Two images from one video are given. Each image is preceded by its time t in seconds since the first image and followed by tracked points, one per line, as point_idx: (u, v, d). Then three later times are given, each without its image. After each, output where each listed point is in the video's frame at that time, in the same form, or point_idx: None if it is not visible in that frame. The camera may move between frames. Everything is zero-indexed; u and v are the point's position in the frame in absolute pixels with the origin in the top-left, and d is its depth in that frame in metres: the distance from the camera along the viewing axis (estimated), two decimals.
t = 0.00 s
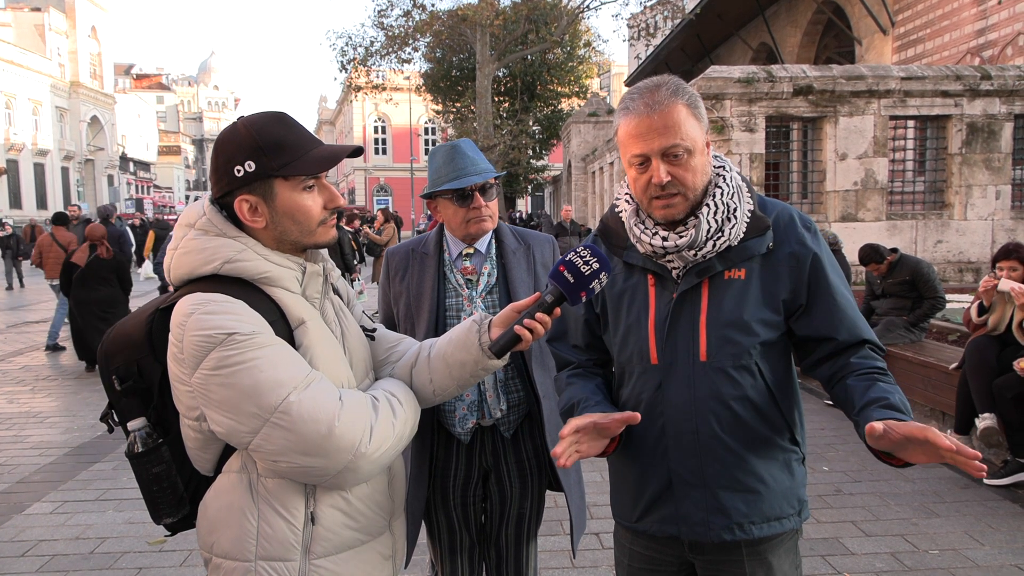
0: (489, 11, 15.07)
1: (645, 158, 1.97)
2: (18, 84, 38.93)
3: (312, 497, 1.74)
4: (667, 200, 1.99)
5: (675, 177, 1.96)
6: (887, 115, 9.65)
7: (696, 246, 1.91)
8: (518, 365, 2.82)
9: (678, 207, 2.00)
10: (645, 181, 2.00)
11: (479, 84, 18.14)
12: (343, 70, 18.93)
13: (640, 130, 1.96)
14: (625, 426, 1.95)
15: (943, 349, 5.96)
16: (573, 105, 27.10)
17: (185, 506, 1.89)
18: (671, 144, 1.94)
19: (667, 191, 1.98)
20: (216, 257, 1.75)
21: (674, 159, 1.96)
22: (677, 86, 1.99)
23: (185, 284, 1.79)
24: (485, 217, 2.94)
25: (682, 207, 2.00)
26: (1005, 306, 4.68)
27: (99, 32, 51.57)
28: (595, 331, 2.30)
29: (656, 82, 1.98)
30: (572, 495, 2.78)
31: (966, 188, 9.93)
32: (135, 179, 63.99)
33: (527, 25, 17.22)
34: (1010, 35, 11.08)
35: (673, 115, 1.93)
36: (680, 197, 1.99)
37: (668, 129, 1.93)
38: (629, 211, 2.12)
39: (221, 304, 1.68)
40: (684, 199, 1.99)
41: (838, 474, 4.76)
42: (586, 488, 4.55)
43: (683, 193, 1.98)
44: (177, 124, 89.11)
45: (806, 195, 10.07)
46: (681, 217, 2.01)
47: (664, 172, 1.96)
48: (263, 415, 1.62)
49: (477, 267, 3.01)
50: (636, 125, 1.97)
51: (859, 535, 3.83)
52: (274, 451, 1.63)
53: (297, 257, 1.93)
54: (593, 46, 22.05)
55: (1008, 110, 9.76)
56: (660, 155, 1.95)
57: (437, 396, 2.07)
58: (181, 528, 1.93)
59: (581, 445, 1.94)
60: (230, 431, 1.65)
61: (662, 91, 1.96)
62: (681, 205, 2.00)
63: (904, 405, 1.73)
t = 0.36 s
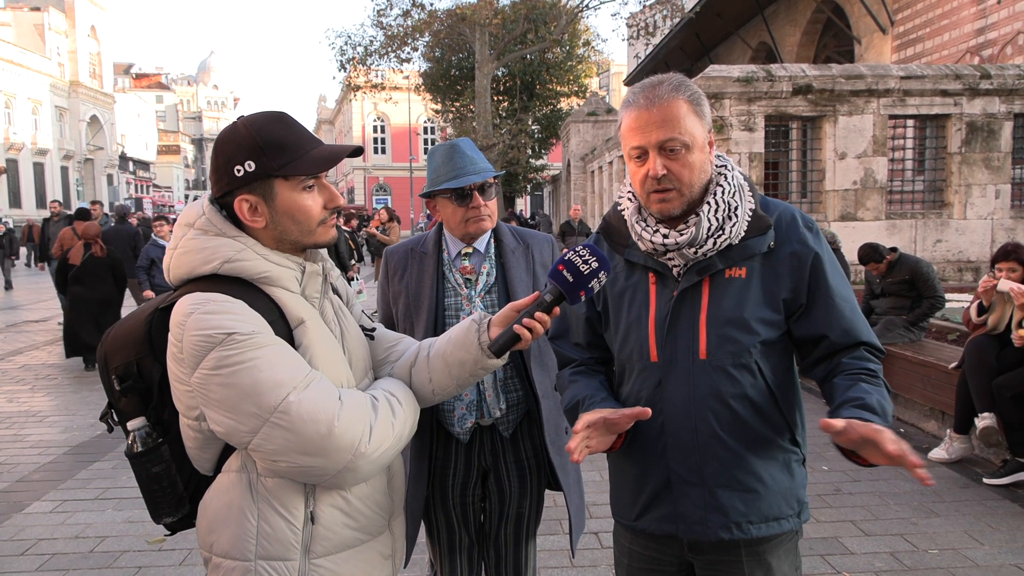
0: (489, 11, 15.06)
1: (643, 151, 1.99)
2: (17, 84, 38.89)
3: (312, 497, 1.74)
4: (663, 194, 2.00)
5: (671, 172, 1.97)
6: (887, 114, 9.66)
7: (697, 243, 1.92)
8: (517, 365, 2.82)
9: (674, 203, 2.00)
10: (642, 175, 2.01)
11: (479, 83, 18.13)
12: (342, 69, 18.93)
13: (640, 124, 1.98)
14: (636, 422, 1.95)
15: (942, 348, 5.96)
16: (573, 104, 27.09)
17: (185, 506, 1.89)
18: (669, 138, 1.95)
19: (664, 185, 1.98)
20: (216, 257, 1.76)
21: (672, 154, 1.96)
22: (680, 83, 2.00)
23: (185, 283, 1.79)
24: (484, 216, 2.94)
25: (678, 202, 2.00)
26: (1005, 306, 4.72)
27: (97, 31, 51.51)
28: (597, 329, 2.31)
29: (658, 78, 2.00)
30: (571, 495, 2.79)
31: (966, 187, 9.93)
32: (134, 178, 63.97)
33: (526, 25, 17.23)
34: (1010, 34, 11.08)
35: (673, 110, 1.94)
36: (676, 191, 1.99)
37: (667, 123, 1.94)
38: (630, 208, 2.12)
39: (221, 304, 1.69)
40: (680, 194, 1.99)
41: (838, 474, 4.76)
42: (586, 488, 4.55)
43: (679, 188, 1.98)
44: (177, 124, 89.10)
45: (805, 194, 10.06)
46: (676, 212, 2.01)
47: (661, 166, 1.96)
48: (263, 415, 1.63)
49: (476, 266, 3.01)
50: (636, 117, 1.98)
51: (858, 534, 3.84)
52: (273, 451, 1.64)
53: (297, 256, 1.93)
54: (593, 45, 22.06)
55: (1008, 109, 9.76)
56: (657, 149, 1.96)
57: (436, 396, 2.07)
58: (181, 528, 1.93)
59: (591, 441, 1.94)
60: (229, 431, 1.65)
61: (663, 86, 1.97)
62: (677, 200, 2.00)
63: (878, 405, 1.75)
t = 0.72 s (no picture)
0: (488, 10, 15.07)
1: (636, 147, 2.01)
2: (16, 83, 38.87)
3: (312, 497, 1.74)
4: (654, 191, 2.01)
5: (661, 168, 1.97)
6: (886, 113, 9.67)
7: (695, 242, 1.92)
8: (516, 365, 2.82)
9: (664, 200, 2.01)
10: (635, 171, 2.03)
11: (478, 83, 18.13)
12: (342, 68, 18.94)
13: (634, 120, 2.00)
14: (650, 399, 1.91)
15: (942, 347, 5.96)
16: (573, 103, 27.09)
17: (184, 506, 1.89)
18: (660, 135, 1.96)
19: (653, 182, 1.99)
20: (215, 257, 1.76)
21: (663, 150, 1.97)
22: (679, 82, 2.00)
23: (184, 284, 1.79)
24: (483, 216, 2.94)
25: (668, 199, 2.00)
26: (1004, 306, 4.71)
27: (97, 31, 51.51)
28: (599, 327, 2.31)
29: (657, 76, 2.01)
30: (571, 494, 2.79)
31: (965, 186, 9.93)
32: (133, 178, 63.97)
33: (525, 24, 17.23)
34: (1009, 33, 11.08)
35: (667, 108, 1.95)
36: (666, 188, 1.99)
37: (661, 120, 1.95)
38: (630, 206, 2.13)
39: (221, 304, 1.69)
40: (670, 191, 1.99)
41: (837, 473, 4.77)
42: (586, 487, 4.56)
43: (669, 185, 1.99)
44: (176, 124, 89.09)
45: (805, 193, 10.07)
46: (666, 209, 2.02)
47: (650, 163, 1.97)
48: (262, 415, 1.63)
49: (475, 266, 3.01)
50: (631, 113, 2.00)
51: (858, 533, 3.84)
52: (273, 452, 1.64)
53: (296, 256, 1.93)
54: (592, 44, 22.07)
55: (1007, 109, 9.76)
56: (648, 146, 1.98)
57: (436, 396, 2.07)
58: (179, 528, 1.93)
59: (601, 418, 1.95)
60: (229, 431, 1.65)
61: (661, 84, 1.99)
62: (667, 197, 2.00)
63: (785, 392, 1.81)
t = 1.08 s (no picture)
0: (489, 10, 15.07)
1: (633, 147, 2.02)
2: (16, 83, 38.80)
3: (311, 496, 1.75)
4: (651, 190, 2.01)
5: (656, 168, 1.98)
6: (886, 113, 9.67)
7: (690, 242, 1.93)
8: (516, 364, 2.82)
9: (659, 199, 2.01)
10: (631, 171, 2.04)
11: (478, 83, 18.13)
12: (341, 68, 18.95)
13: (632, 120, 2.01)
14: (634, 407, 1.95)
15: (941, 347, 5.97)
16: (573, 103, 27.06)
17: (182, 506, 1.90)
18: (656, 136, 1.96)
19: (648, 182, 2.00)
20: (214, 257, 1.76)
21: (659, 150, 1.97)
22: (677, 83, 2.01)
23: (182, 283, 1.79)
24: (483, 215, 2.94)
25: (663, 199, 2.01)
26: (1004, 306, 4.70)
27: (96, 31, 51.48)
28: (600, 326, 2.32)
29: (655, 77, 2.02)
30: (571, 494, 2.80)
31: (965, 186, 9.93)
32: (133, 178, 63.94)
33: (524, 24, 17.23)
34: (1009, 34, 11.09)
35: (663, 109, 1.96)
36: (661, 188, 2.00)
37: (657, 120, 1.96)
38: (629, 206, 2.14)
39: (220, 304, 1.69)
40: (665, 191, 2.00)
41: (837, 473, 4.77)
42: (586, 487, 4.56)
43: (664, 185, 1.99)
44: (176, 123, 89.06)
45: (804, 193, 10.07)
46: (660, 208, 2.02)
47: (646, 162, 1.98)
48: (262, 415, 1.63)
49: (475, 266, 3.02)
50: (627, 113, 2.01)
51: (857, 533, 3.84)
52: (273, 451, 1.64)
53: (294, 256, 1.94)
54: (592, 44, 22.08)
55: (1006, 109, 9.76)
56: (644, 146, 1.98)
57: (434, 395, 2.07)
58: (179, 528, 1.93)
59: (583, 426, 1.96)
60: (228, 431, 1.65)
61: (658, 85, 1.99)
62: (663, 197, 2.01)
63: (772, 407, 1.80)
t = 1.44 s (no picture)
0: (489, 10, 15.07)
1: (636, 147, 2.02)
2: (15, 83, 38.76)
3: (309, 496, 1.74)
4: (655, 190, 2.01)
5: (660, 167, 1.98)
6: (885, 113, 9.67)
7: (691, 242, 1.93)
8: (516, 364, 2.81)
9: (662, 199, 2.01)
10: (635, 171, 2.04)
11: (477, 83, 18.12)
12: (341, 68, 18.95)
13: (634, 120, 2.01)
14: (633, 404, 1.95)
15: (940, 347, 5.97)
16: (572, 103, 27.05)
17: (181, 506, 1.90)
18: (659, 135, 1.96)
19: (652, 181, 2.00)
20: (211, 257, 1.76)
21: (662, 150, 1.97)
22: (678, 83, 2.01)
23: (180, 283, 1.79)
24: (483, 215, 2.94)
25: (667, 198, 2.01)
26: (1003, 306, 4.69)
27: (96, 31, 51.48)
28: (600, 326, 2.32)
29: (657, 77, 2.02)
30: (571, 494, 2.79)
31: (964, 186, 9.93)
32: (133, 178, 63.91)
33: (524, 24, 17.22)
34: (1008, 34, 11.09)
35: (665, 109, 1.96)
36: (664, 187, 1.99)
37: (659, 120, 1.96)
38: (631, 206, 2.14)
39: (218, 304, 1.69)
40: (669, 190, 1.99)
41: (837, 473, 4.77)
42: (585, 487, 4.56)
43: (668, 184, 1.99)
44: (176, 123, 88.93)
45: (804, 193, 10.07)
46: (664, 208, 2.02)
47: (649, 162, 1.98)
48: (260, 414, 1.63)
49: (475, 265, 3.01)
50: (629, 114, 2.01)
51: (857, 533, 3.84)
52: (271, 450, 1.64)
53: (292, 256, 1.93)
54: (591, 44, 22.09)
55: (1006, 109, 9.77)
56: (647, 146, 1.98)
57: (432, 395, 2.07)
58: (177, 527, 1.93)
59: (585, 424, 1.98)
60: (226, 430, 1.65)
61: (660, 85, 1.99)
62: (667, 196, 2.00)
63: (771, 407, 1.79)
